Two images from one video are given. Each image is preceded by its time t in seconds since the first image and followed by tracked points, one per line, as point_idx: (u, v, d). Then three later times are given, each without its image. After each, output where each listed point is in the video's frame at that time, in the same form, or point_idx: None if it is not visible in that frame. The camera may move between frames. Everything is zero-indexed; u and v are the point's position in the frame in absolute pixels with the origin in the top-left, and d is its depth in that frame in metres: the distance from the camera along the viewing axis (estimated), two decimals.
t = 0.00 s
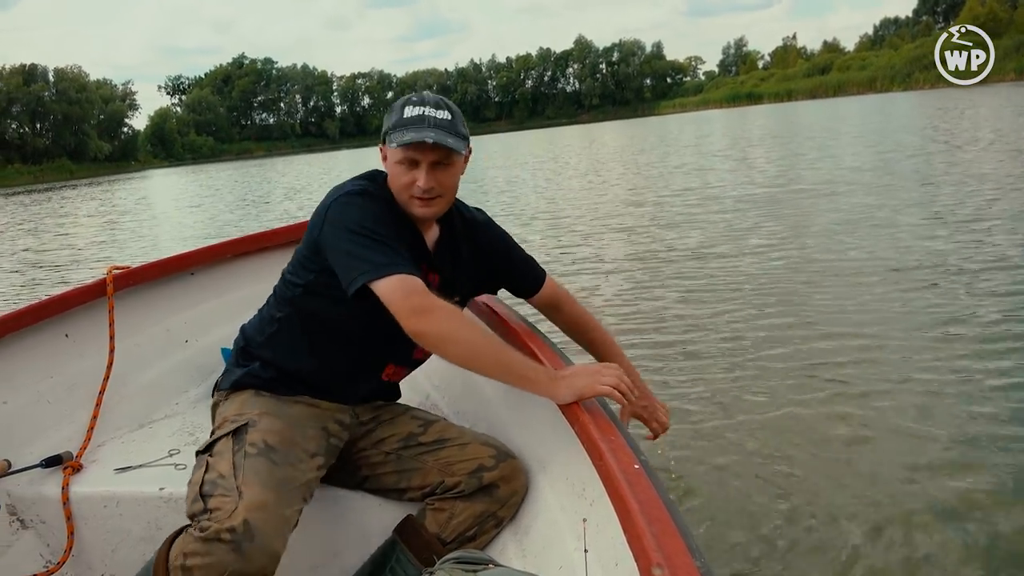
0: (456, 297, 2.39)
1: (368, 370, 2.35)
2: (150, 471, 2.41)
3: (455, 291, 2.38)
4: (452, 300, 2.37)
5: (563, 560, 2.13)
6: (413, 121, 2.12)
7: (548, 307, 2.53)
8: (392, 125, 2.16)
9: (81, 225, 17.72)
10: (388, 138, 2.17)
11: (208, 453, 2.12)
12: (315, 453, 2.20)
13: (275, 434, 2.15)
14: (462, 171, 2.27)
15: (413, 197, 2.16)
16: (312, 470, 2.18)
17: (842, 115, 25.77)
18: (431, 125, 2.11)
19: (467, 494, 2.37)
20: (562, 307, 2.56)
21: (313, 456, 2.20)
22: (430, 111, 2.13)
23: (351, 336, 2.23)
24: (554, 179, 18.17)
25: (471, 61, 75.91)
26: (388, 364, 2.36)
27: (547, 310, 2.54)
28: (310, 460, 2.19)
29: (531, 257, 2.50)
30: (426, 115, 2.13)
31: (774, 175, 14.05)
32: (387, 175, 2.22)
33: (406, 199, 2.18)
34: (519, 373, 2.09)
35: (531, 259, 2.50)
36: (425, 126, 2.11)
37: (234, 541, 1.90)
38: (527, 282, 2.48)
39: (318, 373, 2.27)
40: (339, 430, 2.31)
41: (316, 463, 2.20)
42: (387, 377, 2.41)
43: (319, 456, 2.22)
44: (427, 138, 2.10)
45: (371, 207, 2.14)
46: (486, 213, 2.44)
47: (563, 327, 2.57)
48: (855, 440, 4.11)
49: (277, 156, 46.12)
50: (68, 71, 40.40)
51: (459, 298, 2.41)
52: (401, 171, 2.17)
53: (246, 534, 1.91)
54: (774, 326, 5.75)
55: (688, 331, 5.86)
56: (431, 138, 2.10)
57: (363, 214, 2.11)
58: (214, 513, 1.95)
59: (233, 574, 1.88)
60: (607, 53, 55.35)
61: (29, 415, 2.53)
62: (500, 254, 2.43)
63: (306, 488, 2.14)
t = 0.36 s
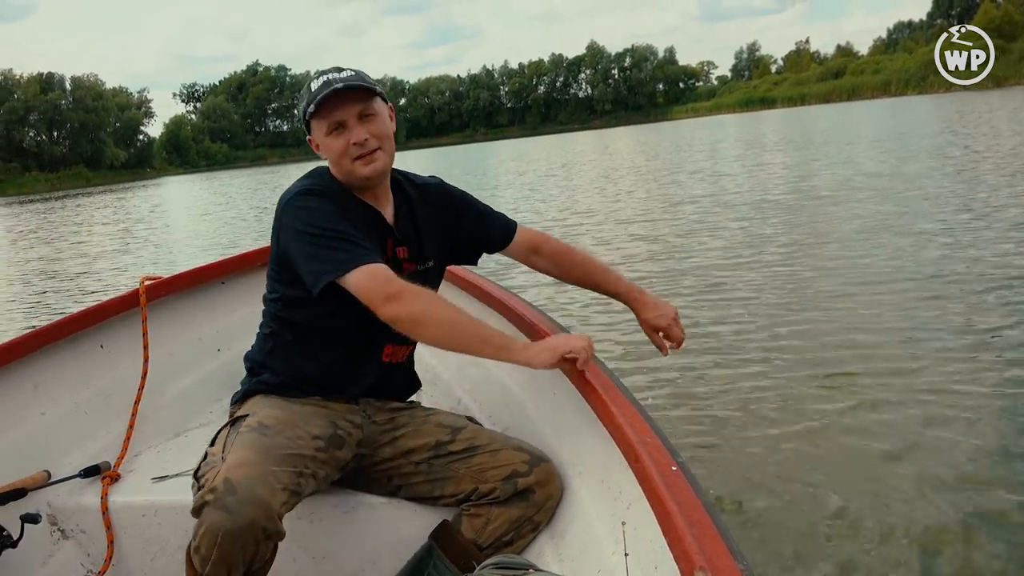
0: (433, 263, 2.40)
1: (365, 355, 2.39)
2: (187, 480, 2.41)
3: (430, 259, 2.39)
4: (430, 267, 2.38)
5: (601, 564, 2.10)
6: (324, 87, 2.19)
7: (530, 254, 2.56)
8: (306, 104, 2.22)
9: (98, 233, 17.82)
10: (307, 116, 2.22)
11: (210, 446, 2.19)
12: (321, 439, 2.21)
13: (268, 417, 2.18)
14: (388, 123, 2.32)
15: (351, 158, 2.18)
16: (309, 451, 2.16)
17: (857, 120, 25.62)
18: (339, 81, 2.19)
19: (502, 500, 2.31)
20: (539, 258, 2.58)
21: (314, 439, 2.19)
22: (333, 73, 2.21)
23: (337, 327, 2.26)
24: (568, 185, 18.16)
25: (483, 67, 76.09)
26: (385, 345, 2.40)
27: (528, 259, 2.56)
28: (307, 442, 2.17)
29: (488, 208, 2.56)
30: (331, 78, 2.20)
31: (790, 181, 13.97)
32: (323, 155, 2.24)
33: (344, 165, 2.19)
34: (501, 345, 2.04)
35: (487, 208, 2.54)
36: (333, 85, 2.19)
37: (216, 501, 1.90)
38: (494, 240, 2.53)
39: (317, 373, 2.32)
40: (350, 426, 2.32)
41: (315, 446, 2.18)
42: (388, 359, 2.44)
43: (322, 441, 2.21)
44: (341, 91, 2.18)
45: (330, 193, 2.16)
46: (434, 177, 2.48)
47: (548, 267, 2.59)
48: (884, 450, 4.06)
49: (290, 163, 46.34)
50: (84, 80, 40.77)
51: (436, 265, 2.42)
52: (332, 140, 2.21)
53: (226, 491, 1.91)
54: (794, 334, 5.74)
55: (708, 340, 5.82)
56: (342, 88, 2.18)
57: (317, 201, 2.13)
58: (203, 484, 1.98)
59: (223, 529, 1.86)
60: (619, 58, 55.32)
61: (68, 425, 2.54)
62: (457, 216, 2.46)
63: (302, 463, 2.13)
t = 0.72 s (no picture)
0: (432, 271, 2.32)
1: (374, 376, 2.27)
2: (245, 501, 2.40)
3: (428, 268, 2.31)
4: (429, 275, 2.30)
5: (660, 568, 1.99)
6: (299, 104, 2.20)
7: (534, 244, 2.49)
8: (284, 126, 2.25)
9: (130, 246, 18.08)
10: (287, 138, 2.25)
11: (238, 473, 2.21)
12: (336, 457, 2.13)
13: (286, 436, 2.14)
14: (371, 137, 2.30)
15: (329, 173, 2.17)
16: (322, 466, 2.09)
17: (886, 127, 25.38)
18: (310, 98, 2.19)
19: (553, 508, 2.16)
20: (553, 250, 2.51)
21: (331, 456, 2.12)
22: (309, 90, 2.22)
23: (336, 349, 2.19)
24: (594, 195, 18.13)
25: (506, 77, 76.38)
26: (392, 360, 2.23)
27: (537, 250, 2.49)
28: (321, 458, 2.10)
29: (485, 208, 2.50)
30: (305, 96, 2.22)
31: (820, 190, 13.80)
32: (308, 175, 2.24)
33: (323, 180, 2.18)
34: (372, 362, 1.82)
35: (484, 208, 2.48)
36: (305, 100, 2.20)
37: (216, 511, 1.87)
38: (497, 236, 2.46)
39: (337, 401, 2.26)
40: (379, 447, 2.21)
41: (330, 463, 2.10)
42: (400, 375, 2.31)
43: (339, 460, 2.13)
44: (314, 103, 2.19)
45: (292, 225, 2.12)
46: (428, 186, 2.44)
47: (559, 258, 2.52)
48: (934, 481, 3.96)
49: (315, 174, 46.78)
50: (115, 94, 41.52)
51: (437, 273, 2.34)
52: (312, 157, 2.21)
53: (224, 499, 1.89)
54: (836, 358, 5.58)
55: (744, 362, 5.71)
56: (314, 103, 2.18)
57: (274, 230, 2.12)
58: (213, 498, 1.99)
59: (222, 532, 1.84)
60: (643, 67, 55.29)
61: (124, 448, 2.55)
62: (452, 224, 2.41)
63: (313, 476, 2.07)
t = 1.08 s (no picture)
0: (461, 278, 2.20)
1: (398, 390, 2.08)
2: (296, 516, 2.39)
3: (456, 276, 2.19)
4: (457, 284, 2.18)
5: None
6: (361, 108, 2.15)
7: (566, 207, 2.30)
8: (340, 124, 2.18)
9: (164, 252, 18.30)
10: (338, 137, 2.18)
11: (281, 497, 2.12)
12: (371, 478, 2.00)
13: (325, 458, 2.04)
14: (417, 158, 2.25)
15: (372, 182, 2.11)
16: (360, 488, 1.98)
17: (920, 134, 25.08)
18: (375, 106, 2.15)
19: (581, 517, 1.94)
20: (588, 206, 2.33)
21: (369, 477, 2.00)
22: (373, 99, 2.18)
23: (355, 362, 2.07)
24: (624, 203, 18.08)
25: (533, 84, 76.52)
26: (418, 372, 2.08)
27: (569, 212, 2.31)
28: (359, 479, 1.99)
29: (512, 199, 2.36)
30: (369, 103, 2.16)
31: (856, 199, 13.58)
32: (348, 180, 2.17)
33: (365, 185, 2.12)
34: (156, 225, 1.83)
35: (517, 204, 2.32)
36: (371, 108, 2.15)
37: (263, 535, 1.81)
38: (521, 219, 2.29)
39: (374, 418, 2.09)
40: (415, 467, 2.06)
41: (367, 483, 1.99)
42: (425, 387, 2.09)
43: (376, 481, 2.01)
44: (378, 112, 2.13)
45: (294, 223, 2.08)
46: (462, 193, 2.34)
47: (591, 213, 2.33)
48: (984, 509, 3.86)
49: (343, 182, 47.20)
50: (149, 103, 42.23)
51: (466, 281, 2.21)
52: (355, 163, 2.14)
53: (270, 523, 1.82)
54: (883, 378, 5.42)
55: (786, 380, 5.58)
56: (376, 113, 2.14)
57: (284, 224, 2.09)
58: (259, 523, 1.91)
59: (271, 558, 1.77)
60: (670, 74, 55.15)
61: (174, 462, 2.57)
62: (478, 231, 2.27)
63: (353, 496, 1.96)
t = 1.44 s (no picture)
0: (504, 264, 2.15)
1: (432, 378, 2.05)
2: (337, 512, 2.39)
3: (498, 262, 2.14)
4: (499, 269, 2.13)
5: None
6: (430, 109, 2.06)
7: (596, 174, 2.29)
8: (405, 119, 2.10)
9: (199, 256, 18.56)
10: (401, 129, 2.10)
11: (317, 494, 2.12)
12: (403, 475, 1.99)
13: (360, 453, 2.03)
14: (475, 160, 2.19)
15: (428, 184, 2.07)
16: (391, 485, 1.96)
17: (956, 133, 24.69)
18: (444, 112, 2.07)
19: (598, 523, 1.86)
20: (619, 163, 2.29)
21: (400, 475, 1.99)
22: (443, 100, 2.09)
23: (394, 347, 2.05)
24: (654, 205, 18.01)
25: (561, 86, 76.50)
26: (452, 359, 2.04)
27: (603, 177, 2.29)
28: (390, 476, 1.98)
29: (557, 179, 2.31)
30: (438, 103, 2.08)
31: (893, 200, 13.35)
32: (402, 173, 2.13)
33: (420, 186, 2.08)
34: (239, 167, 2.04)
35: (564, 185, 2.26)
36: (439, 112, 2.06)
37: (288, 526, 1.80)
38: (564, 203, 2.25)
39: (414, 414, 2.09)
40: (448, 467, 2.04)
41: (398, 482, 1.97)
42: (457, 375, 2.05)
43: (408, 479, 1.99)
44: (447, 121, 2.05)
45: (341, 206, 2.09)
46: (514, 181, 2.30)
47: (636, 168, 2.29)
48: None
49: (373, 187, 47.55)
50: (182, 109, 42.87)
51: (509, 267, 2.16)
52: (414, 161, 2.09)
53: (296, 514, 1.81)
54: (928, 386, 5.30)
55: (827, 386, 5.47)
56: (447, 122, 2.05)
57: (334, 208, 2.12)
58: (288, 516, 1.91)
59: (293, 549, 1.76)
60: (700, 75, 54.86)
61: (214, 459, 2.58)
62: (520, 216, 2.22)
63: (382, 492, 1.94)
